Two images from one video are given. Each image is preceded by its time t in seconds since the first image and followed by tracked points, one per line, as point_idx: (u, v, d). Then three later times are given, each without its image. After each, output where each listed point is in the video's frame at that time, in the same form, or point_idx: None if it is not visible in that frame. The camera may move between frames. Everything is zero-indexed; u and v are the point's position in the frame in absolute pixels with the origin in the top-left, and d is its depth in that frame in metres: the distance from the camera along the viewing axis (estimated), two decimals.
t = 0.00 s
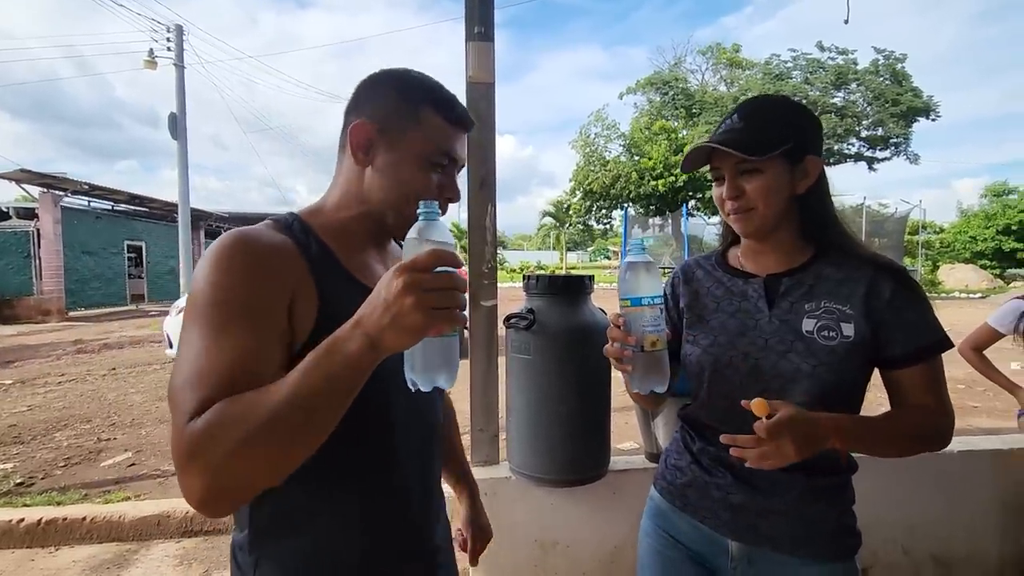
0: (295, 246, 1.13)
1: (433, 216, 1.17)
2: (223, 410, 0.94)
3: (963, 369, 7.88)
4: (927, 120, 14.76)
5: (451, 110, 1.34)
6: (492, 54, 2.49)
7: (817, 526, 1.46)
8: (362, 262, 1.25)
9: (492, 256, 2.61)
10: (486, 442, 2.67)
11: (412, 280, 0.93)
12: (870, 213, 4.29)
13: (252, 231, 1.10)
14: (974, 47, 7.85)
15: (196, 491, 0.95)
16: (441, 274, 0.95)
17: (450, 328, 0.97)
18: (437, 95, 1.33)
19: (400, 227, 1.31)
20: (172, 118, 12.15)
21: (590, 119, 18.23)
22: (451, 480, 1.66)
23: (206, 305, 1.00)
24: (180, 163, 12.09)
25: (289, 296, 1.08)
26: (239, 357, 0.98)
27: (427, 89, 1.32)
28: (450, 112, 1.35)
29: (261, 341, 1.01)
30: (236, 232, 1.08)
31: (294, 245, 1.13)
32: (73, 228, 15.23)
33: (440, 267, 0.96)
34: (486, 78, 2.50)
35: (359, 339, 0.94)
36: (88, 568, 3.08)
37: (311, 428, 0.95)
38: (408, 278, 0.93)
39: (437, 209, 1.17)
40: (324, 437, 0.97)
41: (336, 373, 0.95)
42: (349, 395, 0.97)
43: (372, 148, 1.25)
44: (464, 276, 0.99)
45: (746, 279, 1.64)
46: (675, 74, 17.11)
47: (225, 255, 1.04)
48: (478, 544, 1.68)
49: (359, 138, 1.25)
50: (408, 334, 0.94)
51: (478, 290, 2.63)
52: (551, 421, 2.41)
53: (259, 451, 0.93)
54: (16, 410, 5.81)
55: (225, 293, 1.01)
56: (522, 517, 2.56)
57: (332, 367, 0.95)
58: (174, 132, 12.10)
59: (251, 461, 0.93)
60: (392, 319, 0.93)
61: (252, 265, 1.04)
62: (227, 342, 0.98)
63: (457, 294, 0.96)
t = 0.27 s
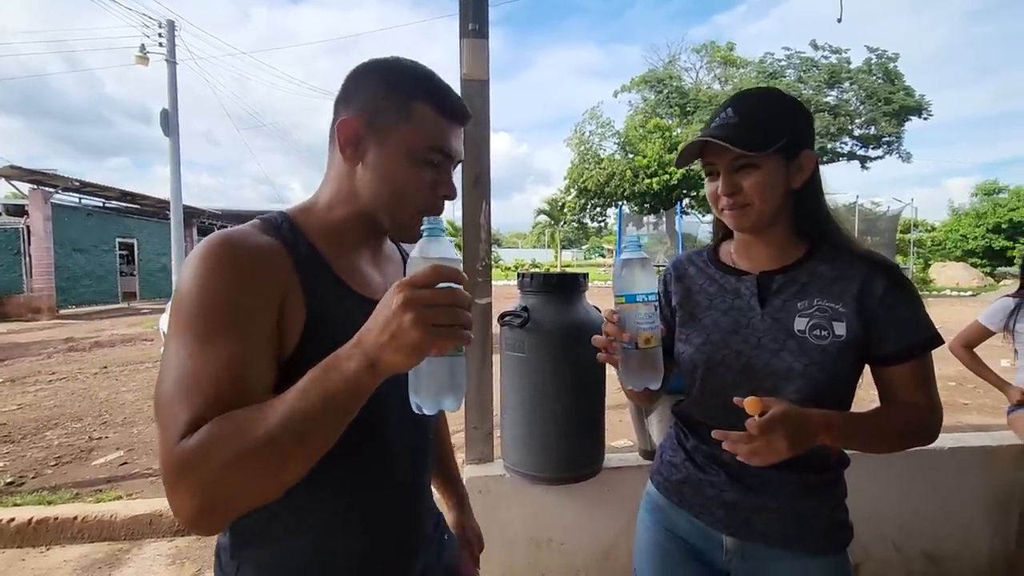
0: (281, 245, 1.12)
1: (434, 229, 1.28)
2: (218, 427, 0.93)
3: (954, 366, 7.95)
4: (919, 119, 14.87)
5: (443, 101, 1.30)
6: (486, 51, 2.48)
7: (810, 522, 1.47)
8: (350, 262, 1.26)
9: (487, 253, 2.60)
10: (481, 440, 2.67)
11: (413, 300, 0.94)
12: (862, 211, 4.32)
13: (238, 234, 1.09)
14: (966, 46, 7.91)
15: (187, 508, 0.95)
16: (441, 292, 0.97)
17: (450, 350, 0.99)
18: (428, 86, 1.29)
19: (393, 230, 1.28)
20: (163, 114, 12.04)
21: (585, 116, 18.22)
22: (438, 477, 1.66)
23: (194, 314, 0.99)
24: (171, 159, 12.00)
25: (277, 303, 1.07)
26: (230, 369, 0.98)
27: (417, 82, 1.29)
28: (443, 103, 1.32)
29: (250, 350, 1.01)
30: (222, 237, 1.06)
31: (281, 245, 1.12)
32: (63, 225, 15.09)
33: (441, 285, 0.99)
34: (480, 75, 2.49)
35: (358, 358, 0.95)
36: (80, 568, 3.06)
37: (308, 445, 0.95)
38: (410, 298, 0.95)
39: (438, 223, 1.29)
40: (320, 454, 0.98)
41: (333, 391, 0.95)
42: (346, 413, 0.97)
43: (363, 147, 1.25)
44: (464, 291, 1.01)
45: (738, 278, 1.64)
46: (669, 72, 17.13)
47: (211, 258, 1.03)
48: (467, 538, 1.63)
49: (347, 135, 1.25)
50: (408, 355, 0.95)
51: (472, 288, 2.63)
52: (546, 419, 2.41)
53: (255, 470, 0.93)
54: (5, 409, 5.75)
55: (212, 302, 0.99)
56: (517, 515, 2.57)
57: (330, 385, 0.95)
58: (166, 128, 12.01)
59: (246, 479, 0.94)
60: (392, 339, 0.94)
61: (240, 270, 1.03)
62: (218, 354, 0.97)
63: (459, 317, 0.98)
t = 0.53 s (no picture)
0: (292, 248, 1.14)
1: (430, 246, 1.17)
2: (205, 424, 0.96)
3: (939, 364, 8.07)
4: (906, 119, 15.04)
5: (445, 92, 1.27)
6: (478, 47, 2.47)
7: (791, 517, 1.49)
8: (362, 259, 1.25)
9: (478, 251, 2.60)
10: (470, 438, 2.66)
11: (393, 312, 0.93)
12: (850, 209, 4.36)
13: (255, 234, 1.12)
14: (952, 47, 8.01)
15: (176, 498, 0.98)
16: (426, 305, 0.95)
17: (431, 363, 0.96)
18: (430, 79, 1.26)
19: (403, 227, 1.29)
20: (151, 108, 11.89)
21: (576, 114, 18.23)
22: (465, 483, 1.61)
23: (200, 313, 1.03)
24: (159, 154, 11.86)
25: (281, 304, 1.09)
26: (229, 368, 1.01)
27: (417, 75, 1.25)
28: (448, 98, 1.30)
29: (250, 351, 1.03)
30: (238, 236, 1.10)
31: (293, 248, 1.14)
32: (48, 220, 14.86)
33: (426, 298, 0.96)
34: (471, 71, 2.48)
35: (339, 367, 0.94)
36: (66, 568, 3.02)
37: (287, 449, 0.96)
38: (390, 310, 0.93)
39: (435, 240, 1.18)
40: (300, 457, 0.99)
41: (315, 399, 0.95)
42: (326, 421, 0.97)
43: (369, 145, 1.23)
44: (451, 308, 0.98)
45: (708, 274, 1.64)
46: (661, 70, 17.16)
47: (226, 259, 1.05)
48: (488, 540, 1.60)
49: (350, 137, 1.23)
50: (386, 369, 0.93)
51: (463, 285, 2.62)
52: (538, 416, 2.41)
53: (235, 468, 0.96)
54: None
55: (219, 301, 1.03)
56: (506, 513, 2.57)
57: (310, 393, 0.95)
58: (153, 123, 11.86)
59: (227, 477, 0.96)
60: (371, 351, 0.93)
61: (245, 270, 1.05)
62: (220, 353, 1.01)
63: (438, 330, 0.95)
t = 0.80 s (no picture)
0: (338, 245, 1.21)
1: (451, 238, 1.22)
2: (269, 405, 1.08)
3: (921, 361, 8.21)
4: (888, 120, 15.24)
5: (461, 83, 1.27)
6: (466, 42, 2.44)
7: (764, 514, 1.48)
8: (407, 258, 1.32)
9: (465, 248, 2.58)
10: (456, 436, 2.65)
11: (419, 305, 1.02)
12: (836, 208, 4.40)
13: (305, 234, 1.22)
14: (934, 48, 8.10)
15: (250, 471, 1.11)
16: (449, 296, 1.04)
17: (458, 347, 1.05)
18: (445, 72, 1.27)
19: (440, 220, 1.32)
20: (131, 102, 11.66)
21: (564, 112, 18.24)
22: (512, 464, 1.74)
23: (262, 306, 1.15)
24: (140, 150, 11.63)
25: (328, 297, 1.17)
26: (287, 355, 1.12)
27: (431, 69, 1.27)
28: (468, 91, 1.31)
29: (304, 341, 1.14)
30: (289, 237, 1.20)
31: (338, 246, 1.21)
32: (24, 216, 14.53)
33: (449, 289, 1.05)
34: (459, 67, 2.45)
35: (378, 354, 1.04)
36: (43, 571, 2.96)
37: (335, 429, 1.06)
38: (416, 300, 1.02)
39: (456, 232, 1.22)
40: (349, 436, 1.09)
41: (359, 383, 1.05)
42: (369, 404, 1.07)
43: (394, 145, 1.28)
44: (473, 296, 1.06)
45: (682, 271, 1.61)
46: (648, 69, 17.21)
47: (284, 258, 1.16)
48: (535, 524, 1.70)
49: (379, 143, 1.29)
50: (418, 356, 1.02)
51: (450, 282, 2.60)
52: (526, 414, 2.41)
53: (294, 447, 1.07)
54: None
55: (277, 295, 1.14)
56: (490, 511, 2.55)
57: (354, 378, 1.05)
58: (134, 117, 11.63)
59: (290, 454, 1.07)
60: (401, 340, 1.02)
61: (298, 267, 1.15)
62: (281, 342, 1.13)
63: (462, 318, 1.05)
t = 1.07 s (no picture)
0: (328, 240, 1.15)
1: (437, 226, 1.16)
2: (247, 396, 1.04)
3: (888, 356, 8.45)
4: (857, 122, 15.64)
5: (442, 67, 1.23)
6: (449, 36, 2.39)
7: (756, 513, 1.47)
8: (397, 253, 1.25)
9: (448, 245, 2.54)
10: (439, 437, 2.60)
11: (399, 291, 0.98)
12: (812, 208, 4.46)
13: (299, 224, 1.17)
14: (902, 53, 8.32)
15: (228, 463, 1.08)
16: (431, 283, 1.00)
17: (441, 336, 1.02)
18: (428, 58, 1.24)
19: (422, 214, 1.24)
20: (94, 94, 11.23)
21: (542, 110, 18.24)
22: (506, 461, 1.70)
23: (246, 296, 1.10)
24: (103, 143, 11.22)
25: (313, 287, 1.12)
26: (268, 347, 1.07)
27: (413, 54, 1.24)
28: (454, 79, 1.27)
29: (286, 332, 1.09)
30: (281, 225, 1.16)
31: (328, 239, 1.15)
32: None
33: (435, 277, 1.02)
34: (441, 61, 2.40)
35: (359, 344, 1.00)
36: None
37: (313, 421, 1.03)
38: (398, 286, 0.99)
39: (443, 218, 1.16)
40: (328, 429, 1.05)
41: (339, 374, 1.01)
42: (350, 396, 1.03)
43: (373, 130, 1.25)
44: (457, 286, 1.02)
45: (676, 269, 1.60)
46: (625, 69, 17.31)
47: (272, 245, 1.11)
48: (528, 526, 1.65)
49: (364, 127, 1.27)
50: (398, 345, 0.98)
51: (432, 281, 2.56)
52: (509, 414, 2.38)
53: (271, 438, 1.04)
54: None
55: (261, 285, 1.09)
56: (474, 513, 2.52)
57: (333, 368, 1.02)
58: (97, 109, 11.22)
59: (267, 445, 1.04)
60: (380, 329, 0.98)
61: (284, 257, 1.10)
62: (263, 333, 1.08)
63: (445, 305, 1.01)
